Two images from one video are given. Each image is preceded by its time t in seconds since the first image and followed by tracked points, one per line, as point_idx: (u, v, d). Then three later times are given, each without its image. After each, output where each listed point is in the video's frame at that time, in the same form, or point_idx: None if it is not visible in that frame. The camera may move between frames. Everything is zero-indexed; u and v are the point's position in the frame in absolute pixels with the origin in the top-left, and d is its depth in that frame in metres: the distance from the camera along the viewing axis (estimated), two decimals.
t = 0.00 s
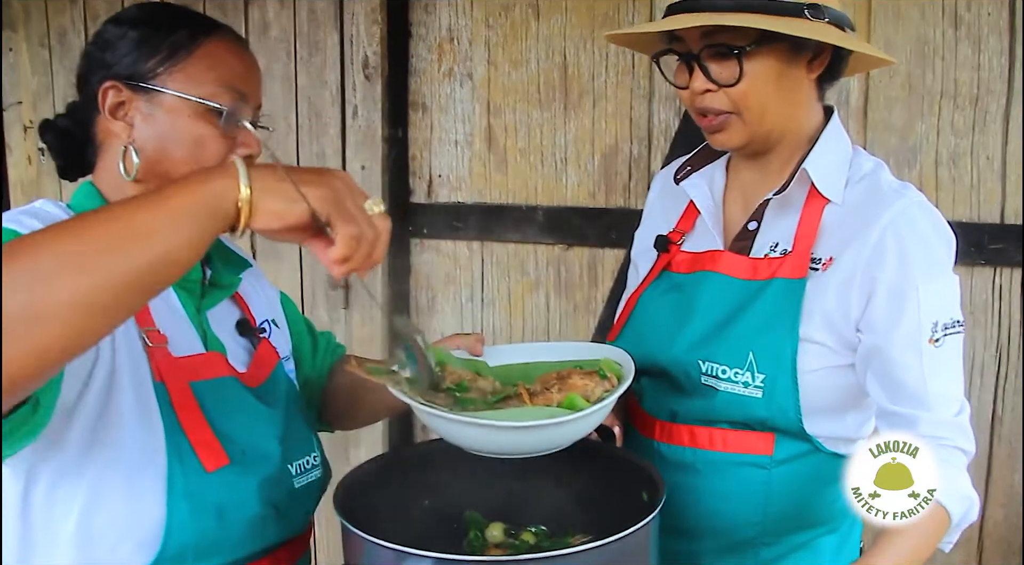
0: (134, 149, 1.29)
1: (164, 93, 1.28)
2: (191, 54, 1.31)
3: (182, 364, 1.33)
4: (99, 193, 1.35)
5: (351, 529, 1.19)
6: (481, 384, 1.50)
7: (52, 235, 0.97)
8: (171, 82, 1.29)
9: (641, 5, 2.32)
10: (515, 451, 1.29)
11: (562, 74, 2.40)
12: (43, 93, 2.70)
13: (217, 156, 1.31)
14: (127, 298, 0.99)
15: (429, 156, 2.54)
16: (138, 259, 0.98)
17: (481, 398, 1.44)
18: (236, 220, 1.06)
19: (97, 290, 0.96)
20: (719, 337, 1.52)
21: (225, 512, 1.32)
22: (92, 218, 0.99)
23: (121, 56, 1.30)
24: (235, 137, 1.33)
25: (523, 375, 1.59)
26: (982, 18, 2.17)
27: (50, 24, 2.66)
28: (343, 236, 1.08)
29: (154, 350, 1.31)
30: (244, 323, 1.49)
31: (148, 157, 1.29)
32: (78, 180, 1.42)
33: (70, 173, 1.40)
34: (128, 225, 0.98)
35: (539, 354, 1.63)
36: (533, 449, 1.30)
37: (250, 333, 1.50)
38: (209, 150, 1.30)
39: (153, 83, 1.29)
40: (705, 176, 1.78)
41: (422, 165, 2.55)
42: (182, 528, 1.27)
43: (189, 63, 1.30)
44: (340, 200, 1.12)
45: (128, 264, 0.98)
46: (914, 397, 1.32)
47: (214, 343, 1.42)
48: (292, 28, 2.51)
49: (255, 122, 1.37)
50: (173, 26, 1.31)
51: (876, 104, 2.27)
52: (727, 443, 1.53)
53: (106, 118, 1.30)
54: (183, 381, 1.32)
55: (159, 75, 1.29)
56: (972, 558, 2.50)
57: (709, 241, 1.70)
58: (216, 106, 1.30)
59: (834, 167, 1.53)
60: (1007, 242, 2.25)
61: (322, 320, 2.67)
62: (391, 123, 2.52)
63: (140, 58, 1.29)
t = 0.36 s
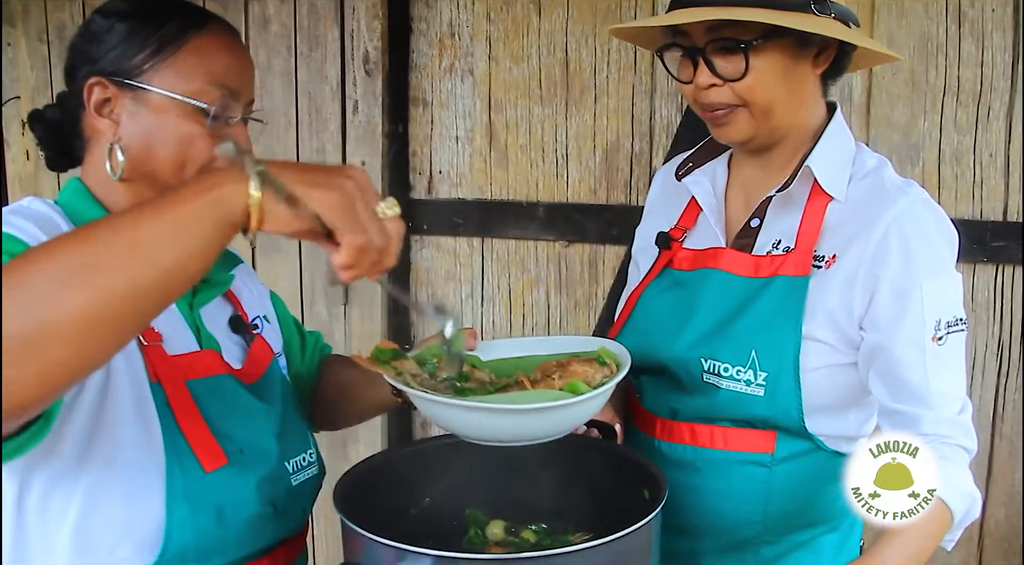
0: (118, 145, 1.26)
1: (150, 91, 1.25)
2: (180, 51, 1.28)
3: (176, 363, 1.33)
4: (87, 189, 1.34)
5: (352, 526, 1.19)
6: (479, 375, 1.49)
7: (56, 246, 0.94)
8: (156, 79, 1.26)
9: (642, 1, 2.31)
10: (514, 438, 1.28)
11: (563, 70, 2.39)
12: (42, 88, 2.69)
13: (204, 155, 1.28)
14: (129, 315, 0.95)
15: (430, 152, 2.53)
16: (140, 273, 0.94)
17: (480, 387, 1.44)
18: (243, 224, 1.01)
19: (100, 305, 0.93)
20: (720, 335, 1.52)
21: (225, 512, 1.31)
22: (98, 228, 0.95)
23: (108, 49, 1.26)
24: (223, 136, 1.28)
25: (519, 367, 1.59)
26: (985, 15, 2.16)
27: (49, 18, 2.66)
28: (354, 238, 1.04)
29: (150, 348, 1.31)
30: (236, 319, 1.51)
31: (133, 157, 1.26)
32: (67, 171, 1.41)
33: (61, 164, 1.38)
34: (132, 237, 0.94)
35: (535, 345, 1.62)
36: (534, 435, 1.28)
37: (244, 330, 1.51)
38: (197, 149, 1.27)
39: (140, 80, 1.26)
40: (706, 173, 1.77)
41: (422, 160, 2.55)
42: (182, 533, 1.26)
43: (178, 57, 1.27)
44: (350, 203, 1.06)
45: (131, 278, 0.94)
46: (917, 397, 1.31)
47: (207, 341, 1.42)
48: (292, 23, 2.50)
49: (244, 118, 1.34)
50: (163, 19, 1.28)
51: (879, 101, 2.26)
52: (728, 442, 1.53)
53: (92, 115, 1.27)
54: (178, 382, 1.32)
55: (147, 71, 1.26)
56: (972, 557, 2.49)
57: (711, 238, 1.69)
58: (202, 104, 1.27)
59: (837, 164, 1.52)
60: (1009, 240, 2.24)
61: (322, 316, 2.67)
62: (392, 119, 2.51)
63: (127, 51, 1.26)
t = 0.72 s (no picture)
0: (76, 167, 1.19)
1: (110, 111, 1.15)
2: (146, 65, 1.16)
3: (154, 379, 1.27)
4: (46, 193, 1.24)
5: (354, 521, 1.19)
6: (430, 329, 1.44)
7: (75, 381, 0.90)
8: (119, 101, 1.16)
9: None
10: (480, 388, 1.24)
11: (565, 68, 2.39)
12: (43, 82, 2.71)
13: (171, 180, 1.22)
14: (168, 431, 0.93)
15: (431, 149, 2.53)
16: (150, 412, 0.91)
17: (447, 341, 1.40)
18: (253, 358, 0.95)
19: (143, 427, 0.91)
20: (723, 329, 1.52)
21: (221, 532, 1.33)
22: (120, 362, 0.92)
23: (67, 57, 1.16)
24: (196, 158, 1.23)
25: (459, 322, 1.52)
26: (988, 15, 2.16)
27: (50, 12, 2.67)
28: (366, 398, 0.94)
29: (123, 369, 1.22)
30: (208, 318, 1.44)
31: (95, 178, 1.19)
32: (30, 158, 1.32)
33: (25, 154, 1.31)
34: (153, 373, 0.91)
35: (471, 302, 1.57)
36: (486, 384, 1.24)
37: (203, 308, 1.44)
38: (162, 176, 1.20)
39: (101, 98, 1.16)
40: (709, 167, 1.77)
41: (424, 157, 2.54)
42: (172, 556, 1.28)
43: (141, 74, 1.16)
44: (366, 364, 0.95)
45: (140, 419, 0.91)
46: (918, 392, 1.31)
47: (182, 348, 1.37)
48: (294, 19, 2.50)
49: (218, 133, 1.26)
50: (130, 25, 1.16)
51: (882, 100, 2.26)
52: (730, 438, 1.53)
53: (49, 129, 1.18)
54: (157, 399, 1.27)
55: (109, 88, 1.16)
56: (971, 556, 2.49)
57: (714, 234, 1.69)
58: (167, 132, 1.19)
59: (841, 160, 1.52)
60: (1011, 240, 2.24)
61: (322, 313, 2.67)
62: (394, 116, 2.50)
63: (90, 61, 1.15)
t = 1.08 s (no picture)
0: (99, 166, 1.15)
1: (135, 113, 1.12)
2: (170, 67, 1.12)
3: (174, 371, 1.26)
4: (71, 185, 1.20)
5: (361, 518, 1.20)
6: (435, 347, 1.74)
7: (183, 401, 0.94)
8: (143, 103, 1.12)
9: None
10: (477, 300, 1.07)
11: (569, 66, 2.40)
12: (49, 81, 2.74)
13: (193, 180, 1.18)
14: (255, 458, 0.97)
15: (436, 147, 2.54)
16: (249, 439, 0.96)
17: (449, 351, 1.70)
18: (328, 411, 1.01)
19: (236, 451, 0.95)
20: (726, 330, 1.53)
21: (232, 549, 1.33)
22: (226, 388, 0.97)
23: (91, 59, 1.13)
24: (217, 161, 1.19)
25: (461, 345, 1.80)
26: (990, 14, 2.17)
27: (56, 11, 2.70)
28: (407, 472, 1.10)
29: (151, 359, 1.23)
30: (215, 317, 1.45)
31: (117, 178, 1.16)
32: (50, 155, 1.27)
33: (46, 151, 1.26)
34: (257, 407, 0.96)
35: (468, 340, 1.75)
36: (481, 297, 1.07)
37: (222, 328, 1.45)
38: (184, 177, 1.17)
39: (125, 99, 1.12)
40: (714, 168, 1.78)
41: (428, 156, 2.55)
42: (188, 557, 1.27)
43: (164, 76, 1.12)
44: (414, 432, 1.10)
45: (235, 445, 0.95)
46: (902, 390, 1.30)
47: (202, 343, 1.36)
48: (299, 18, 2.50)
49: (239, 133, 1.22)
50: (155, 27, 1.13)
51: (885, 99, 2.27)
52: (737, 436, 1.54)
53: (73, 129, 1.15)
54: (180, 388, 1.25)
55: (132, 90, 1.12)
56: (973, 554, 2.50)
57: (718, 235, 1.69)
58: (190, 133, 1.15)
59: (844, 161, 1.53)
60: (1012, 239, 2.25)
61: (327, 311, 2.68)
62: (399, 114, 2.51)
63: (114, 62, 1.12)
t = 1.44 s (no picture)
0: (194, 161, 1.32)
1: (221, 116, 1.28)
2: (251, 80, 1.28)
3: (235, 332, 1.33)
4: (175, 178, 1.37)
5: (365, 519, 1.19)
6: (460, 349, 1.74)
7: (182, 382, 1.05)
8: (229, 107, 1.28)
9: None
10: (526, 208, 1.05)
11: (572, 68, 2.39)
12: (51, 82, 2.76)
13: (265, 177, 1.32)
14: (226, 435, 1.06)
15: (438, 149, 2.53)
16: (221, 420, 1.05)
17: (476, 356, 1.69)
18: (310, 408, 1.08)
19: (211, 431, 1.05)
20: (727, 333, 1.52)
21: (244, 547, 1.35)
22: (215, 380, 1.06)
23: (194, 75, 1.29)
24: (284, 159, 1.32)
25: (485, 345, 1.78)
26: (996, 15, 2.16)
27: (58, 12, 2.72)
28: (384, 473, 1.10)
29: (217, 319, 1.31)
30: (283, 312, 1.51)
31: (207, 172, 1.32)
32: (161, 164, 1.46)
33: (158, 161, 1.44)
34: (237, 399, 1.05)
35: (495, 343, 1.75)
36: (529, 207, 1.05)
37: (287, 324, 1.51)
38: (258, 173, 1.31)
39: (215, 105, 1.29)
40: (716, 171, 1.76)
41: (430, 157, 2.55)
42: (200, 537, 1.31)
43: (247, 88, 1.28)
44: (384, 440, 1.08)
45: (211, 424, 1.04)
46: (906, 394, 1.29)
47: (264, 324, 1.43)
48: (301, 18, 2.53)
49: (310, 141, 1.35)
50: (242, 48, 1.29)
51: (889, 101, 2.25)
52: (738, 438, 1.53)
53: (175, 132, 1.32)
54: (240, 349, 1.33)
55: (220, 97, 1.28)
56: (978, 559, 2.47)
57: (720, 237, 1.67)
58: (264, 134, 1.29)
59: (846, 163, 1.51)
60: (1019, 242, 2.23)
61: (329, 312, 2.68)
62: (401, 115, 2.50)
63: (207, 76, 1.28)
